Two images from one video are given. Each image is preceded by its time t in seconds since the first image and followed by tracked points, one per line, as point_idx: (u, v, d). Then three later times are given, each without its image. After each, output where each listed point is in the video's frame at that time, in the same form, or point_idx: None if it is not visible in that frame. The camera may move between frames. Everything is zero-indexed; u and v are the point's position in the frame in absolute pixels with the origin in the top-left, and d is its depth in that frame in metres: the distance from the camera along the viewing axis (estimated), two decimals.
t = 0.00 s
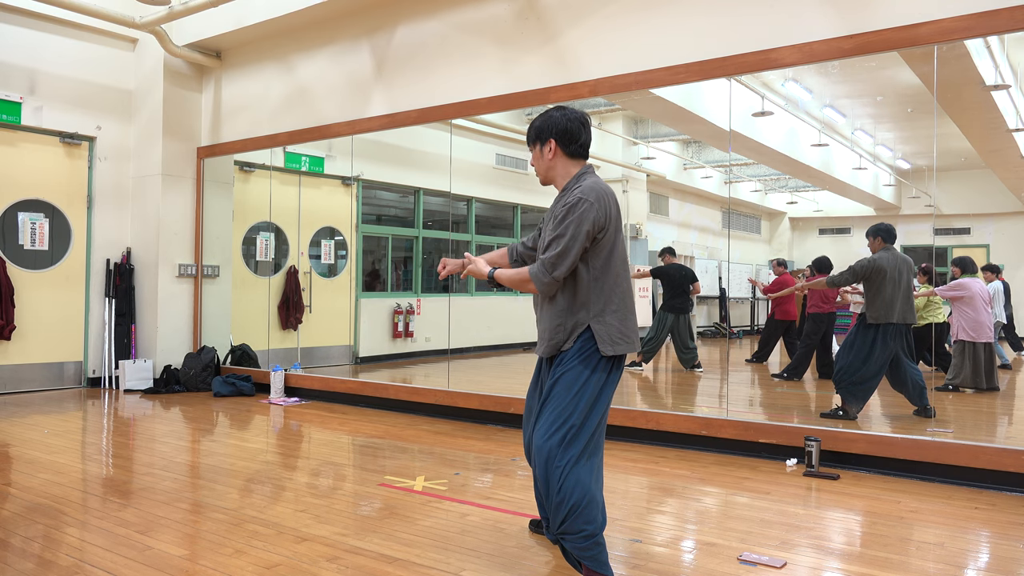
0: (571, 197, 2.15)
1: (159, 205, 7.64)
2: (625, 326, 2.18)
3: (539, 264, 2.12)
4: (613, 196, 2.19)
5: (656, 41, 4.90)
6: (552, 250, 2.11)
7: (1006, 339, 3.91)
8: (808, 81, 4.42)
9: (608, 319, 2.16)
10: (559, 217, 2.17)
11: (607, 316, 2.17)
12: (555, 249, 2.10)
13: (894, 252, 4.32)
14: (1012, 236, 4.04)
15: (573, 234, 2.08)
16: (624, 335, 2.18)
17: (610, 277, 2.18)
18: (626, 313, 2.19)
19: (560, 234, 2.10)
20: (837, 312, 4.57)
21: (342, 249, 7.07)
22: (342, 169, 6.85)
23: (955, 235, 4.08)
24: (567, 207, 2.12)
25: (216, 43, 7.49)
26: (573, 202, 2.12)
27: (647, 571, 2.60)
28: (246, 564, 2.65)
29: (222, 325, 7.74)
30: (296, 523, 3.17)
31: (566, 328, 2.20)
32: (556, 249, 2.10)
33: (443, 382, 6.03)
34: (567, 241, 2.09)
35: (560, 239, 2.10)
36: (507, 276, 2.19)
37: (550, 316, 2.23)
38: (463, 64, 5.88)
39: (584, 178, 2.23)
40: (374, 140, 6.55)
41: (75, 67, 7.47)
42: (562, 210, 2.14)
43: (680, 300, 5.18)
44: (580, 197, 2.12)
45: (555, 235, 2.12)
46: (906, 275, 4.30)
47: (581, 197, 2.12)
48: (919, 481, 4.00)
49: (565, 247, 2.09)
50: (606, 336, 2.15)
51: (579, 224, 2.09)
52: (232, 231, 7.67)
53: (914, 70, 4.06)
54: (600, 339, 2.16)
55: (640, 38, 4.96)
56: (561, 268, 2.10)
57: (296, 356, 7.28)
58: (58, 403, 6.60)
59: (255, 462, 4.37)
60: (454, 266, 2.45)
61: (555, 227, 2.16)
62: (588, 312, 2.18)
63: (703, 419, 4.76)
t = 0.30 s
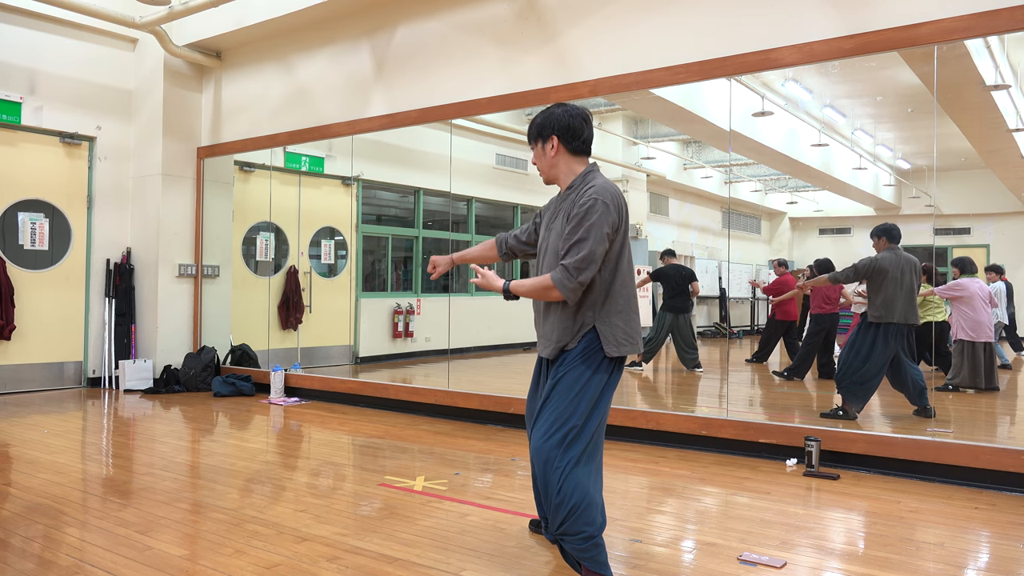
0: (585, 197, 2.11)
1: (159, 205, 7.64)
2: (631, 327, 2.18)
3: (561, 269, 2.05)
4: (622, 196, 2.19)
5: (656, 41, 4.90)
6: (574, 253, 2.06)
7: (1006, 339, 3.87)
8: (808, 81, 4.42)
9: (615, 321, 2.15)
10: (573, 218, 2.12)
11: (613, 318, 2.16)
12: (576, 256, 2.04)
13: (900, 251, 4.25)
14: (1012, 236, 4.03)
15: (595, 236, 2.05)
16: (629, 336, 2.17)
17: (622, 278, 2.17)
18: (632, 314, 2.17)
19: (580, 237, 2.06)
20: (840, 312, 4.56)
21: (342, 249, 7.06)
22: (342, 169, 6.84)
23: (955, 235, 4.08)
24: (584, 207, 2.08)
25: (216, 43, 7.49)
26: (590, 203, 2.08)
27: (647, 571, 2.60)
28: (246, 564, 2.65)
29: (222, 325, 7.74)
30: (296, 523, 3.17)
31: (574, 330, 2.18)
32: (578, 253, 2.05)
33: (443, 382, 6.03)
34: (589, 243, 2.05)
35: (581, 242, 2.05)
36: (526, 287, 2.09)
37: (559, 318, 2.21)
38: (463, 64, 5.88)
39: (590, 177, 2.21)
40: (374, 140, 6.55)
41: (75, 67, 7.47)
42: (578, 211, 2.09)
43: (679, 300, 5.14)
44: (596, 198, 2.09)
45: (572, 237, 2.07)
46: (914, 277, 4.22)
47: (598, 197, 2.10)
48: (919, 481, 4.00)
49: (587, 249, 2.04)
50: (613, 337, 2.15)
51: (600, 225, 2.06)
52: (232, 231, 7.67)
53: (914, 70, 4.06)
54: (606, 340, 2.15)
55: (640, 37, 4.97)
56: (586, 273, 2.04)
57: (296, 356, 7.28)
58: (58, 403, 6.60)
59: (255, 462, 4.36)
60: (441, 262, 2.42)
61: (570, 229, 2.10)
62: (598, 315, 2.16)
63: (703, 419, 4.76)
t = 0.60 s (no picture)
0: (598, 196, 2.08)
1: (159, 205, 7.64)
2: (635, 327, 2.18)
3: (582, 272, 2.01)
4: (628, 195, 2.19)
5: (656, 41, 4.90)
6: (593, 254, 2.02)
7: (1006, 339, 3.77)
8: (808, 81, 4.42)
9: (620, 321, 2.15)
10: (586, 217, 2.08)
11: (618, 318, 2.15)
12: (597, 258, 2.01)
13: (903, 250, 4.25)
14: (1012, 236, 4.04)
15: (614, 237, 2.03)
16: (632, 336, 2.17)
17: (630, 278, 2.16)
18: (635, 313, 2.17)
19: (599, 238, 2.03)
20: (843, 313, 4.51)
21: (342, 249, 7.05)
22: (342, 169, 6.84)
23: (955, 235, 4.07)
24: (599, 206, 2.05)
25: (216, 43, 7.49)
26: (605, 202, 2.05)
27: (647, 571, 2.60)
28: (246, 564, 2.65)
29: (222, 325, 7.74)
30: (296, 523, 3.17)
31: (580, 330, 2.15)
32: (599, 254, 2.02)
33: (443, 382, 6.03)
34: (609, 244, 2.02)
35: (601, 243, 2.02)
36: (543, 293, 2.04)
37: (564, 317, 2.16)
38: (463, 64, 5.88)
39: (594, 174, 2.18)
40: (374, 140, 6.55)
41: (75, 67, 7.47)
42: (593, 211, 2.06)
43: (679, 300, 5.11)
44: (611, 196, 2.07)
45: (590, 238, 2.04)
46: (917, 279, 4.21)
47: (612, 196, 2.07)
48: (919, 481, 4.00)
49: (608, 250, 2.01)
50: (618, 337, 2.14)
51: (618, 225, 2.04)
52: (232, 231, 7.67)
53: (914, 70, 4.06)
54: (611, 340, 2.15)
55: (640, 37, 4.97)
56: (607, 275, 2.02)
57: (296, 356, 7.28)
58: (58, 403, 6.60)
59: (255, 462, 4.36)
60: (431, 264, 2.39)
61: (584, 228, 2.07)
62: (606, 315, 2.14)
63: (703, 419, 4.76)
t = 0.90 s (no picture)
0: (608, 196, 2.00)
1: (159, 205, 7.64)
2: (638, 328, 2.14)
3: (599, 276, 1.93)
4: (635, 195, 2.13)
5: (656, 41, 4.90)
6: (609, 257, 1.94)
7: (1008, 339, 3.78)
8: (809, 81, 4.42)
9: (624, 322, 2.11)
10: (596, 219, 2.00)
11: (621, 320, 2.10)
12: (615, 262, 1.94)
13: (906, 251, 4.22)
14: (1012, 236, 4.05)
15: (630, 239, 1.96)
16: (636, 338, 2.14)
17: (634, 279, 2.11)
18: (638, 315, 2.14)
19: (614, 240, 1.95)
20: (844, 312, 4.56)
21: (342, 249, 7.04)
22: (343, 169, 6.84)
23: (955, 235, 4.08)
24: (610, 207, 1.97)
25: (216, 43, 7.50)
26: (616, 202, 1.98)
27: (647, 571, 2.60)
28: (246, 564, 2.65)
29: (222, 325, 7.74)
30: (296, 523, 3.17)
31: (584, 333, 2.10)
32: (615, 258, 1.94)
33: (443, 382, 6.03)
34: (625, 247, 1.95)
35: (617, 246, 1.95)
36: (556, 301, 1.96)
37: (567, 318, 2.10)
38: (463, 64, 5.88)
39: (598, 174, 2.11)
40: (374, 140, 6.55)
41: (75, 67, 7.47)
42: (605, 211, 1.98)
43: (681, 300, 5.12)
44: (622, 196, 1.99)
45: (604, 240, 1.96)
46: (922, 279, 4.16)
47: (623, 195, 2.00)
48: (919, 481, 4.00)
49: (624, 253, 1.94)
50: (621, 339, 2.10)
51: (632, 227, 1.97)
52: (232, 231, 7.67)
53: (914, 70, 4.06)
54: (614, 343, 2.11)
55: (640, 37, 4.97)
56: (624, 278, 1.95)
57: (296, 356, 7.28)
58: (58, 403, 6.60)
59: (255, 462, 4.36)
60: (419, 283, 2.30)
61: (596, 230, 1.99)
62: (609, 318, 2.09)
63: (703, 419, 4.77)
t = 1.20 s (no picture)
0: (613, 199, 1.87)
1: (159, 205, 7.65)
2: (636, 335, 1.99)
3: (611, 283, 1.78)
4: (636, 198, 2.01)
5: (656, 41, 4.90)
6: (619, 263, 1.80)
7: (1010, 339, 3.89)
8: (809, 81, 4.42)
9: (623, 330, 1.95)
10: (602, 222, 1.86)
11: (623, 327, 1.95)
12: (626, 267, 1.79)
13: (911, 253, 4.22)
14: (1013, 236, 4.02)
15: (640, 244, 1.82)
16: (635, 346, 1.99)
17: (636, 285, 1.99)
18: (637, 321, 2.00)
19: (624, 245, 1.81)
20: (845, 311, 4.54)
21: (342, 249, 7.03)
22: (343, 168, 6.83)
23: (955, 235, 4.07)
24: (618, 210, 1.84)
25: (216, 43, 7.50)
26: (624, 205, 1.84)
27: (647, 571, 2.60)
28: (246, 564, 2.65)
29: (222, 325, 7.74)
30: (296, 523, 3.17)
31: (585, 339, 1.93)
32: (626, 264, 1.80)
33: (443, 382, 6.04)
34: (636, 252, 1.81)
35: (627, 250, 1.81)
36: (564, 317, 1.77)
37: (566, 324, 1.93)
38: (463, 64, 5.88)
39: (599, 176, 1.98)
40: (374, 140, 6.55)
41: (75, 67, 7.47)
42: (613, 214, 1.84)
43: (681, 300, 5.09)
44: (628, 198, 1.86)
45: (613, 245, 1.82)
46: (927, 280, 4.16)
47: (629, 198, 1.87)
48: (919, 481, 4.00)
49: (635, 259, 1.81)
50: (622, 347, 1.95)
51: (641, 231, 1.84)
52: (232, 231, 7.67)
53: (914, 70, 4.06)
54: (614, 351, 1.96)
55: (640, 37, 4.97)
56: (636, 284, 1.81)
57: (296, 356, 7.28)
58: (58, 403, 6.60)
59: (255, 462, 4.36)
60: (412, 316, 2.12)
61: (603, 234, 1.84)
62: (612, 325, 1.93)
63: (703, 419, 4.77)
